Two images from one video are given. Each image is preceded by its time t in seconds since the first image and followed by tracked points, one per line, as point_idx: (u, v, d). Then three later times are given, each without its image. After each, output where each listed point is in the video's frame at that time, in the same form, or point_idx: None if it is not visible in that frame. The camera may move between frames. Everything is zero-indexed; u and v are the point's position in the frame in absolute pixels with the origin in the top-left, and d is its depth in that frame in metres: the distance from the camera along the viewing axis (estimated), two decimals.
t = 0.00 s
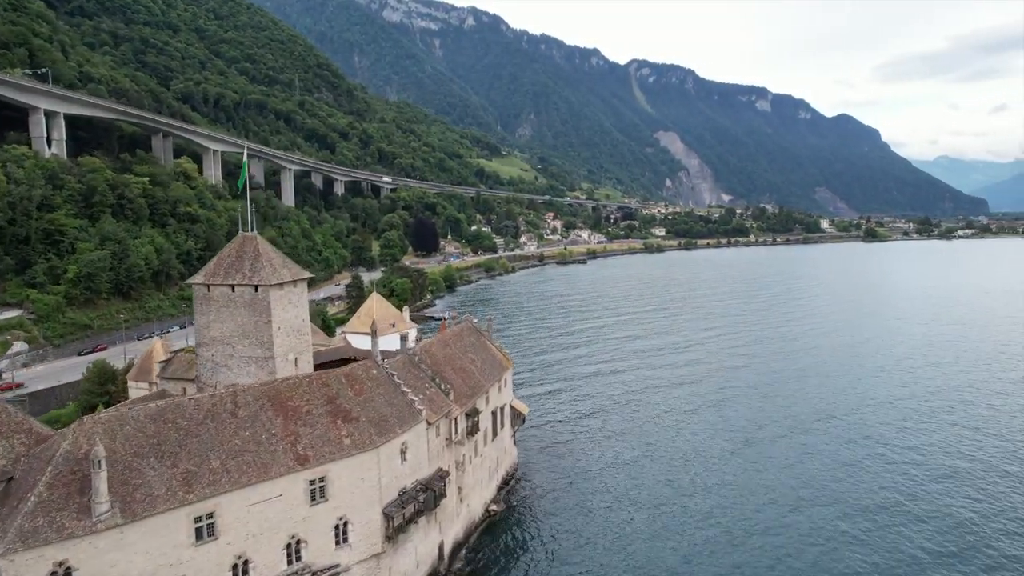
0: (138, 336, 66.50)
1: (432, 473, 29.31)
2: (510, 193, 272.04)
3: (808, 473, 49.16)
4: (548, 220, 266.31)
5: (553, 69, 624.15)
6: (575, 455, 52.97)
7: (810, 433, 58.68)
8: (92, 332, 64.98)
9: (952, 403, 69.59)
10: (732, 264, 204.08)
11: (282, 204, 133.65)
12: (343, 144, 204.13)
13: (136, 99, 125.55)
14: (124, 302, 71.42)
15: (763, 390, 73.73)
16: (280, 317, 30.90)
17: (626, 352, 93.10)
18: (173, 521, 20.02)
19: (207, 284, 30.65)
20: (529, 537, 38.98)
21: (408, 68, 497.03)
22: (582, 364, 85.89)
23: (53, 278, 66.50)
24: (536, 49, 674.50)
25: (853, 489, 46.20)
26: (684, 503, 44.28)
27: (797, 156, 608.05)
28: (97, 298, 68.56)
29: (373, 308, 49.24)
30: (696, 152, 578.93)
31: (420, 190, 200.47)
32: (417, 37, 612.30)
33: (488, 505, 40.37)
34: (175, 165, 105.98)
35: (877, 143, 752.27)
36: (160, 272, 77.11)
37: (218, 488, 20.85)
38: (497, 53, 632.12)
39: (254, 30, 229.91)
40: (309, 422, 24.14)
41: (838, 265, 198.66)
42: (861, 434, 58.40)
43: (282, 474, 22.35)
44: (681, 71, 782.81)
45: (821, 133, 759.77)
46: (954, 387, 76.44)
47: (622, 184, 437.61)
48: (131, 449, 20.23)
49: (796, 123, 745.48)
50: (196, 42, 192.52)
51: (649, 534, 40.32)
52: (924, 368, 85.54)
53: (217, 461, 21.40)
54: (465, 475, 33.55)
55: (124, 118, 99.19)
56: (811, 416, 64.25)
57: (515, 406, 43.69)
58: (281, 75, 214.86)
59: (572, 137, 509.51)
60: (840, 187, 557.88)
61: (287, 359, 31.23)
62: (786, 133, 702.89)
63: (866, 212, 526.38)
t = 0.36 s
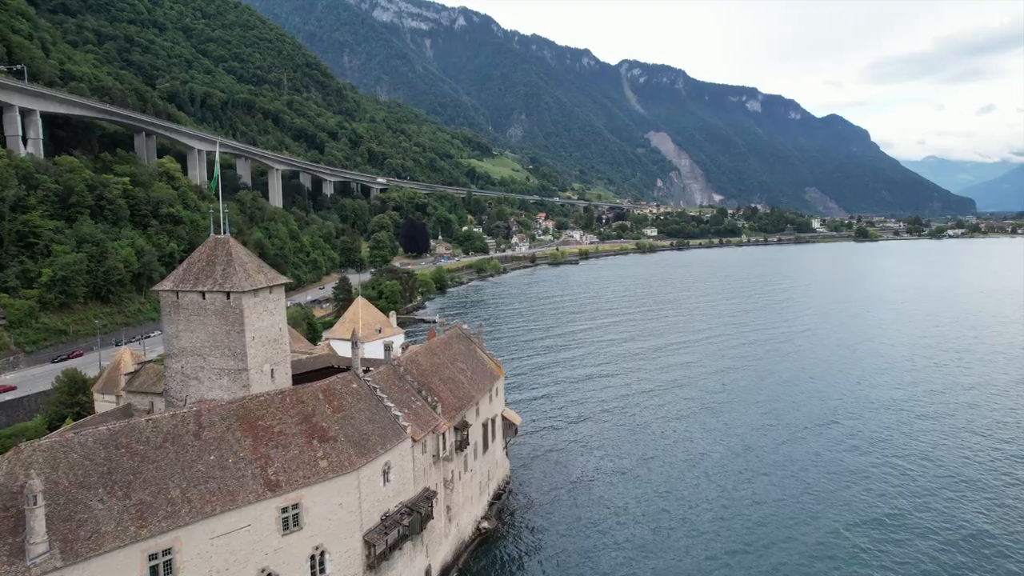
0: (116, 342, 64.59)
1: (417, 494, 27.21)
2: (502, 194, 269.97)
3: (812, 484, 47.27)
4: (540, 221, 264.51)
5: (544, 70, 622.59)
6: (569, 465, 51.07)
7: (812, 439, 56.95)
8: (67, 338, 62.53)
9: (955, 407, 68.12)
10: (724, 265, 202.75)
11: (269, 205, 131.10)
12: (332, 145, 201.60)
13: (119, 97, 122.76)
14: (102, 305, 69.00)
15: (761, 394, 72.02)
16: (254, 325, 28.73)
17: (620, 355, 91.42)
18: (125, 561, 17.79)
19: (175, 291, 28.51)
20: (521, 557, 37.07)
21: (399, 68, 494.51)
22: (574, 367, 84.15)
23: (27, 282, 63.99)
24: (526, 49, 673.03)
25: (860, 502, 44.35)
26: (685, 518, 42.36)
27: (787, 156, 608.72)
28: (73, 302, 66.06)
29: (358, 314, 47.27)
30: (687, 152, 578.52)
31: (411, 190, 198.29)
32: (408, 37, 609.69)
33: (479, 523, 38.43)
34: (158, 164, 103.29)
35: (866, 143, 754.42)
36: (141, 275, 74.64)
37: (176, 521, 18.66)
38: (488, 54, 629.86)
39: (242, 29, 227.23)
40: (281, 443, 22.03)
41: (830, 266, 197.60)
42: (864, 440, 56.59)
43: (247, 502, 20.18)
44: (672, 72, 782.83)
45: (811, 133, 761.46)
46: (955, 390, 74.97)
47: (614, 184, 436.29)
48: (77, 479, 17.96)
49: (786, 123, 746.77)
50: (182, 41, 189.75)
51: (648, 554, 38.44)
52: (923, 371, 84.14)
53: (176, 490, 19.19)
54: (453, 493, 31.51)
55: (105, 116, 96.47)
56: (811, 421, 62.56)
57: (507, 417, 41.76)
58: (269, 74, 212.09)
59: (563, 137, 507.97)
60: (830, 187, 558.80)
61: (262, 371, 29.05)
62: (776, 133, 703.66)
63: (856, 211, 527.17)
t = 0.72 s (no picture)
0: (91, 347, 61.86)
1: (400, 518, 25.14)
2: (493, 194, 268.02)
3: (817, 499, 45.56)
4: (531, 221, 262.71)
5: (535, 70, 620.94)
6: (563, 475, 49.21)
7: (813, 446, 55.37)
8: (40, 344, 60.17)
9: (957, 411, 66.80)
10: (717, 265, 201.65)
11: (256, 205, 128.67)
12: (321, 144, 199.07)
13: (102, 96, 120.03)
14: (78, 310, 66.58)
15: (759, 398, 70.42)
16: (225, 335, 26.60)
17: (613, 357, 89.76)
18: None
19: (138, 299, 26.31)
20: None
21: (390, 67, 491.75)
22: (567, 370, 82.40)
23: None
24: (518, 49, 671.10)
25: (869, 520, 42.66)
26: (687, 536, 40.68)
27: (778, 156, 609.42)
28: (47, 307, 63.58)
29: (342, 318, 45.38)
30: (678, 152, 578.13)
31: (401, 190, 196.16)
32: (399, 37, 606.93)
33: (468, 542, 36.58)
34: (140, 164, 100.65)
35: (856, 144, 756.58)
36: (120, 278, 72.20)
37: (124, 563, 16.53)
38: (479, 54, 627.66)
39: (230, 27, 224.16)
40: (247, 467, 19.91)
41: (823, 266, 196.57)
42: (868, 448, 54.97)
43: (208, 538, 18.07)
44: (663, 72, 782.78)
45: (801, 134, 763.07)
46: (954, 393, 73.72)
47: (605, 184, 434.95)
48: (10, 518, 15.83)
49: (776, 124, 747.99)
50: (169, 38, 186.68)
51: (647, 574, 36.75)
52: (921, 373, 82.87)
53: (125, 527, 17.06)
54: (441, 513, 29.55)
55: (85, 114, 93.84)
56: (812, 426, 61.00)
57: (499, 428, 39.84)
58: (257, 73, 209.36)
59: (554, 137, 506.38)
60: (820, 187, 559.78)
61: (233, 385, 26.91)
62: (767, 134, 704.53)
63: (846, 211, 528.05)
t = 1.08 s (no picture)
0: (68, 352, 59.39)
1: (383, 542, 23.31)
2: (485, 194, 266.25)
3: (823, 512, 44.10)
4: (524, 221, 261.02)
5: (527, 70, 619.37)
6: (557, 485, 47.57)
7: (814, 453, 53.96)
8: (14, 350, 58.08)
9: (958, 414, 65.57)
10: (709, 266, 200.68)
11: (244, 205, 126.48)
12: (312, 144, 196.82)
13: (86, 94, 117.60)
14: (55, 313, 64.37)
15: (755, 401, 69.10)
16: (195, 344, 24.68)
17: (606, 359, 88.30)
18: None
19: (100, 306, 24.38)
20: None
21: (382, 67, 489.34)
22: (560, 372, 80.93)
23: None
24: (510, 49, 670.01)
25: (877, 533, 41.34)
26: (687, 554, 39.21)
27: (769, 157, 609.81)
28: (22, 311, 61.38)
29: (327, 321, 43.53)
30: (670, 152, 577.88)
31: (392, 190, 194.10)
32: (391, 37, 604.25)
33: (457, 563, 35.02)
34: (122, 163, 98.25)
35: (847, 144, 758.62)
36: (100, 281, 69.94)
37: None
38: (471, 54, 625.40)
39: (219, 25, 221.52)
40: (212, 495, 17.97)
41: (816, 266, 195.61)
42: (872, 455, 53.59)
43: None
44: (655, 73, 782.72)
45: (792, 134, 763.96)
46: (954, 396, 72.52)
47: (598, 184, 433.54)
48: None
49: (768, 124, 748.75)
50: (156, 36, 184.00)
51: None
52: (918, 375, 81.73)
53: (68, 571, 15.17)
54: (429, 535, 27.75)
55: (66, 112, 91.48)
56: (811, 431, 59.61)
57: (491, 440, 38.13)
58: (246, 72, 206.95)
59: (546, 137, 504.90)
60: (811, 188, 560.49)
61: (205, 398, 25.00)
62: (758, 134, 704.98)
63: (837, 211, 528.78)
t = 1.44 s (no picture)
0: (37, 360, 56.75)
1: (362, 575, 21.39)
2: (475, 194, 264.14)
3: (831, 524, 42.46)
4: (514, 221, 259.07)
5: (517, 70, 617.23)
6: (551, 497, 45.74)
7: (816, 459, 52.47)
8: None
9: (960, 417, 64.37)
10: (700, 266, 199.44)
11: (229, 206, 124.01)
12: (299, 144, 194.24)
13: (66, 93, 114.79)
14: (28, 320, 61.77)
15: (752, 404, 67.56)
16: (156, 358, 22.55)
17: (597, 362, 86.56)
18: None
19: (50, 317, 22.21)
20: None
21: (371, 67, 485.74)
22: (550, 375, 79.12)
23: None
24: (499, 50, 667.79)
25: (886, 545, 39.98)
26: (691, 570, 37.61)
27: (759, 157, 610.24)
28: None
29: (308, 328, 41.45)
30: (660, 152, 577.13)
31: (381, 190, 191.91)
32: (380, 36, 600.18)
33: None
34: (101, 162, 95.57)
35: (836, 145, 760.72)
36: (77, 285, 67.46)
37: None
38: (460, 54, 622.46)
39: (205, 24, 218.14)
40: (161, 532, 15.91)
41: (808, 266, 194.66)
42: (876, 462, 52.06)
43: None
44: (645, 73, 782.22)
45: (782, 134, 765.32)
46: (954, 397, 71.26)
47: (588, 185, 431.80)
48: None
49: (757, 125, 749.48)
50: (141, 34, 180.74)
51: None
52: (917, 376, 80.44)
53: None
54: (413, 561, 25.82)
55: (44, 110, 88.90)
56: (811, 436, 58.06)
57: (480, 454, 36.26)
58: (233, 71, 204.02)
59: (536, 137, 502.89)
60: (800, 188, 561.05)
61: (167, 417, 22.86)
62: (748, 134, 705.42)
63: (827, 211, 529.42)
